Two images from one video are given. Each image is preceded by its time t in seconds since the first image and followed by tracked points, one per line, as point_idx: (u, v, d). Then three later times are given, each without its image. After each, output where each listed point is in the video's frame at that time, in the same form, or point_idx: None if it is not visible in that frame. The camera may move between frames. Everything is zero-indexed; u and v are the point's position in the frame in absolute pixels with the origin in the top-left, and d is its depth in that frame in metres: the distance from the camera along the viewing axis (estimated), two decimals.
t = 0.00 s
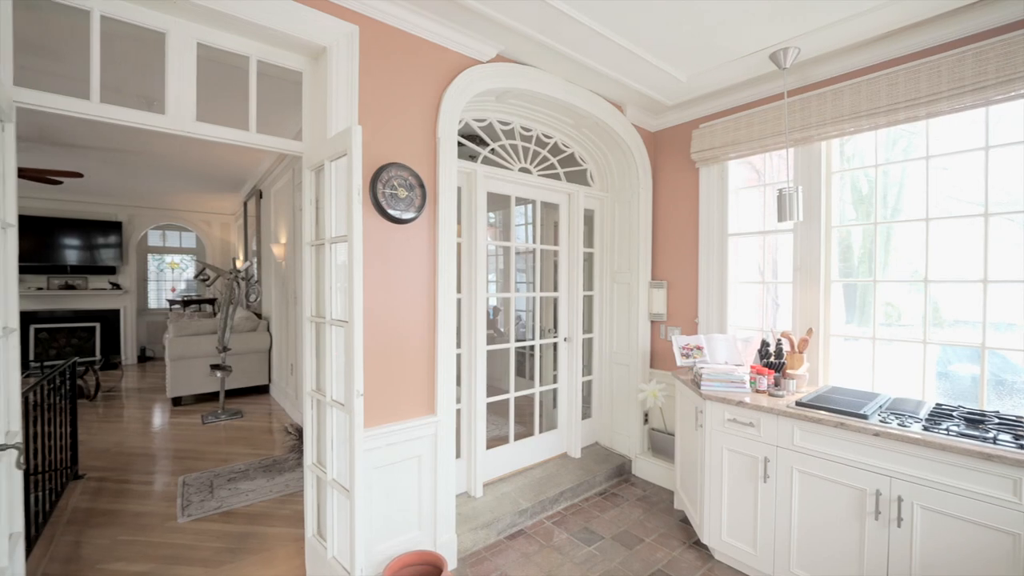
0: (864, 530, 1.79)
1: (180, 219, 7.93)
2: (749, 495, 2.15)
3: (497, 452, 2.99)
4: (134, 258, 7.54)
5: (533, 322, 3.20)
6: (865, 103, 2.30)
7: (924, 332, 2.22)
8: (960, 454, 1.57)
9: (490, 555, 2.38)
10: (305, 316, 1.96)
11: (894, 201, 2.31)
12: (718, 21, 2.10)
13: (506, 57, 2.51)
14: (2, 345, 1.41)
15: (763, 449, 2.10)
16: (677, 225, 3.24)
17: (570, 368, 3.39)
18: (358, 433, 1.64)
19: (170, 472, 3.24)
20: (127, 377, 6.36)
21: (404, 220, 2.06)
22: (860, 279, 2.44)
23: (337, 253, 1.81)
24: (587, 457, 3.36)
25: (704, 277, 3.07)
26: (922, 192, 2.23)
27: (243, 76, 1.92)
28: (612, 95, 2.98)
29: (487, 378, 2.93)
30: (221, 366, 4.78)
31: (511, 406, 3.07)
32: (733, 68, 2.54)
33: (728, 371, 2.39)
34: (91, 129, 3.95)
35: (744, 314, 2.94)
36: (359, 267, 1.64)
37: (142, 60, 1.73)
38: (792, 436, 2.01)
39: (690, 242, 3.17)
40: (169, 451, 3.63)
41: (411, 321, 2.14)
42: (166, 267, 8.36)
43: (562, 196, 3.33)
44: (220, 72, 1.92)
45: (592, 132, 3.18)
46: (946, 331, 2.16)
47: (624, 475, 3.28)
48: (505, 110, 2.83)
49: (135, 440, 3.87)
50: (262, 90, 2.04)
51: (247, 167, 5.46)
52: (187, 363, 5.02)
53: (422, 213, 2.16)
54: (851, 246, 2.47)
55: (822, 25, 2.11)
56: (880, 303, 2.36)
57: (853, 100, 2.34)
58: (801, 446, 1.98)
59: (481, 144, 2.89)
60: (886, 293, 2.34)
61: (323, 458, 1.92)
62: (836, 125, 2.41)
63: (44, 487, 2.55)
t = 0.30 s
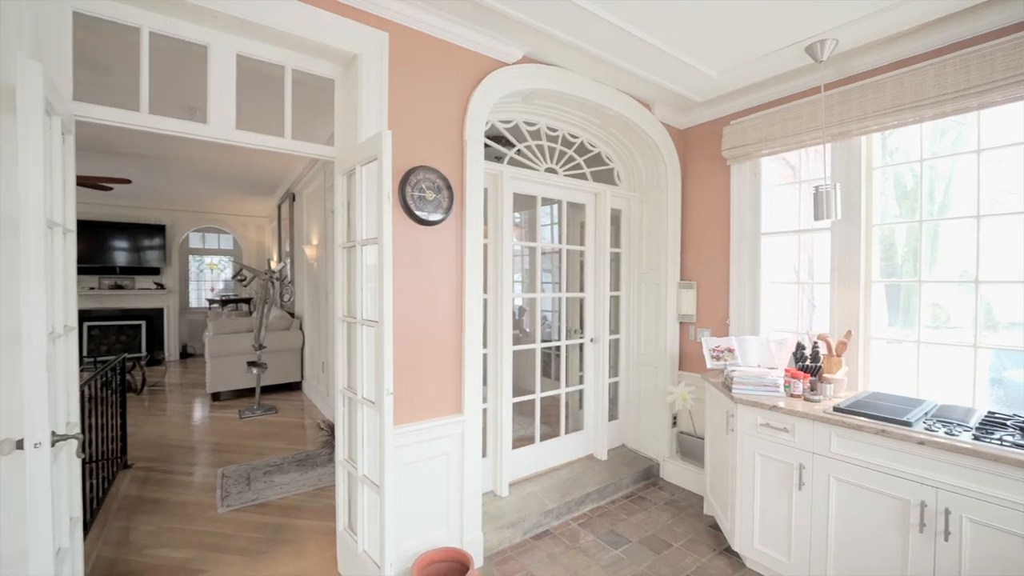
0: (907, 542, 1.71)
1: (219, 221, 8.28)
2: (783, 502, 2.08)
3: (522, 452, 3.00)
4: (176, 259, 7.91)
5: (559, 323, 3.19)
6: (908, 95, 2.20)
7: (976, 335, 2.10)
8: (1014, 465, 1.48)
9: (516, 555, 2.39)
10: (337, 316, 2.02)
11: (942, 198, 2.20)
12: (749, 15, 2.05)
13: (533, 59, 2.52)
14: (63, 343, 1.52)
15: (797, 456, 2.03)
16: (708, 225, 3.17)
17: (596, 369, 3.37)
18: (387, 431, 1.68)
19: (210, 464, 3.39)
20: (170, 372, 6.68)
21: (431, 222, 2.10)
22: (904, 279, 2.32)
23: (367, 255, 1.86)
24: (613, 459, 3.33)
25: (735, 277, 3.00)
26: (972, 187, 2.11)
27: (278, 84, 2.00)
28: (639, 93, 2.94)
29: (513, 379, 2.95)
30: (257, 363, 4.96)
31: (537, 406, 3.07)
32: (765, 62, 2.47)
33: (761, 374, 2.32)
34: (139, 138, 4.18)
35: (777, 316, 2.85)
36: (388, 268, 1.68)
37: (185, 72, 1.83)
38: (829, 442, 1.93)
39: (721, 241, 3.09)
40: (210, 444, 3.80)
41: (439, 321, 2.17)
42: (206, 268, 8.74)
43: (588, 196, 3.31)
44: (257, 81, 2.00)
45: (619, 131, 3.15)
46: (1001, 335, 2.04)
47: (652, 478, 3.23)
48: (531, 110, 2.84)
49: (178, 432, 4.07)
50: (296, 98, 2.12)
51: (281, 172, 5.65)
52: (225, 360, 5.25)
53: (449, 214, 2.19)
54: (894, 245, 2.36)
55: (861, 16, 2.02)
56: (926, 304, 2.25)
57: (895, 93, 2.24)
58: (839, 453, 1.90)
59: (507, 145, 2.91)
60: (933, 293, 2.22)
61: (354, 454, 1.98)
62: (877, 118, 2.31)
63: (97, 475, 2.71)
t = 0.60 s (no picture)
0: (957, 558, 1.63)
1: (256, 224, 8.62)
2: (821, 512, 2.01)
3: (549, 453, 3.00)
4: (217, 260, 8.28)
5: (587, 324, 3.17)
6: (959, 85, 2.08)
7: None
8: None
9: (543, 555, 2.40)
10: (368, 317, 2.07)
11: (998, 194, 2.06)
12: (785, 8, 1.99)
13: (560, 60, 2.51)
14: (118, 341, 1.63)
15: (836, 464, 1.96)
16: (742, 223, 3.08)
17: (624, 371, 3.33)
18: (417, 429, 1.71)
19: (249, 457, 3.54)
20: (211, 369, 7.00)
21: (459, 224, 2.13)
22: (954, 280, 2.20)
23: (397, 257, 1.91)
24: (642, 463, 3.28)
25: (770, 278, 2.91)
26: None
27: (313, 92, 2.07)
28: (669, 90, 2.89)
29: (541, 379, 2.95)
30: (292, 361, 5.14)
31: (564, 408, 3.06)
32: (802, 55, 2.38)
33: (797, 379, 2.24)
34: (185, 146, 4.40)
35: (814, 318, 2.75)
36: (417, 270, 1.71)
37: (227, 82, 1.91)
38: (870, 451, 1.85)
39: (754, 241, 3.00)
40: (249, 438, 3.96)
41: (467, 322, 2.20)
42: (244, 268, 9.11)
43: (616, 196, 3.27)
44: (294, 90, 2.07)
45: (648, 130, 3.10)
46: None
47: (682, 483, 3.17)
48: (558, 111, 2.84)
49: (219, 426, 4.26)
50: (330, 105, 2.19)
51: (315, 176, 5.83)
52: (263, 358, 5.46)
53: (477, 216, 2.22)
54: (943, 244, 2.24)
55: (907, 4, 1.93)
56: (980, 307, 2.12)
57: (944, 84, 2.12)
58: (881, 462, 1.82)
59: (534, 146, 2.91)
60: (988, 295, 2.09)
61: (385, 451, 2.03)
62: (925, 111, 2.19)
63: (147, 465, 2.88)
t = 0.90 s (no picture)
0: None
1: (292, 226, 8.94)
2: (862, 523, 1.93)
3: (576, 454, 2.99)
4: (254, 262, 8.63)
5: (614, 325, 3.14)
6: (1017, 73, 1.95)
7: None
8: None
9: (571, 556, 2.39)
10: (399, 316, 2.12)
11: None
12: None
13: (588, 59, 2.50)
14: (168, 340, 1.73)
15: (879, 473, 1.87)
16: (777, 222, 2.99)
17: (653, 373, 3.28)
18: (447, 428, 1.75)
19: (286, 451, 3.68)
20: (250, 365, 7.30)
21: (488, 225, 2.15)
22: (1011, 281, 2.06)
23: (427, 258, 1.95)
24: (672, 466, 3.22)
25: (808, 278, 2.81)
26: None
27: (347, 99, 2.14)
28: (700, 87, 2.83)
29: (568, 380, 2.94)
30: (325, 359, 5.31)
31: (592, 409, 3.04)
32: (842, 47, 2.29)
33: (837, 383, 2.16)
34: (225, 153, 4.61)
35: (856, 320, 2.64)
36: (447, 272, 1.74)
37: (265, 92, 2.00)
38: (917, 460, 1.76)
39: (791, 240, 2.91)
40: (285, 433, 4.12)
41: (495, 322, 2.22)
42: (280, 269, 9.45)
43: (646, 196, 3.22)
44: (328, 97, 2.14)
45: (678, 127, 3.04)
46: None
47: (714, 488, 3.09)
48: (585, 110, 2.83)
49: (258, 421, 4.44)
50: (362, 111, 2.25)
51: (347, 179, 5.99)
52: (298, 355, 5.65)
53: (505, 217, 2.24)
54: (998, 242, 2.11)
55: None
56: None
57: (1000, 72, 1.99)
58: (928, 473, 1.73)
59: (562, 146, 2.90)
60: None
61: (415, 449, 2.07)
62: (978, 101, 2.06)
63: (192, 456, 3.03)
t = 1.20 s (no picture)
0: None
1: (327, 228, 9.23)
2: (910, 535, 1.83)
3: (606, 455, 2.96)
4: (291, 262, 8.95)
5: (645, 325, 3.09)
6: None
7: None
8: None
9: (600, 558, 2.38)
10: (430, 315, 2.17)
11: None
12: None
13: (618, 57, 2.48)
14: (215, 336, 1.83)
15: (928, 483, 1.78)
16: (817, 219, 2.88)
17: (685, 374, 3.21)
18: (476, 425, 1.77)
19: (321, 445, 3.81)
20: (287, 362, 7.58)
21: (517, 225, 2.17)
22: None
23: (457, 258, 1.98)
24: (704, 471, 3.15)
25: (850, 278, 2.69)
26: None
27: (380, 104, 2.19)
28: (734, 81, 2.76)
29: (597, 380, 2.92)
30: (358, 357, 5.46)
31: (621, 410, 3.01)
32: (888, 35, 2.19)
33: (881, 387, 2.06)
34: (265, 158, 4.81)
35: (904, 321, 2.51)
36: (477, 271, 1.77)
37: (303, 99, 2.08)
38: (971, 470, 1.66)
39: (832, 238, 2.79)
40: (321, 428, 4.26)
41: (524, 322, 2.24)
42: (315, 269, 9.76)
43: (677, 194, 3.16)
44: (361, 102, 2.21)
45: (711, 123, 2.97)
46: None
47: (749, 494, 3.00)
48: (615, 108, 2.80)
49: (294, 416, 4.61)
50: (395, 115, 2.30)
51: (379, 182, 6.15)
52: (332, 353, 5.83)
53: (534, 217, 2.25)
54: None
55: None
56: None
57: None
58: (983, 484, 1.63)
59: (591, 145, 2.88)
60: None
61: (445, 445, 2.11)
62: None
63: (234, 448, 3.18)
